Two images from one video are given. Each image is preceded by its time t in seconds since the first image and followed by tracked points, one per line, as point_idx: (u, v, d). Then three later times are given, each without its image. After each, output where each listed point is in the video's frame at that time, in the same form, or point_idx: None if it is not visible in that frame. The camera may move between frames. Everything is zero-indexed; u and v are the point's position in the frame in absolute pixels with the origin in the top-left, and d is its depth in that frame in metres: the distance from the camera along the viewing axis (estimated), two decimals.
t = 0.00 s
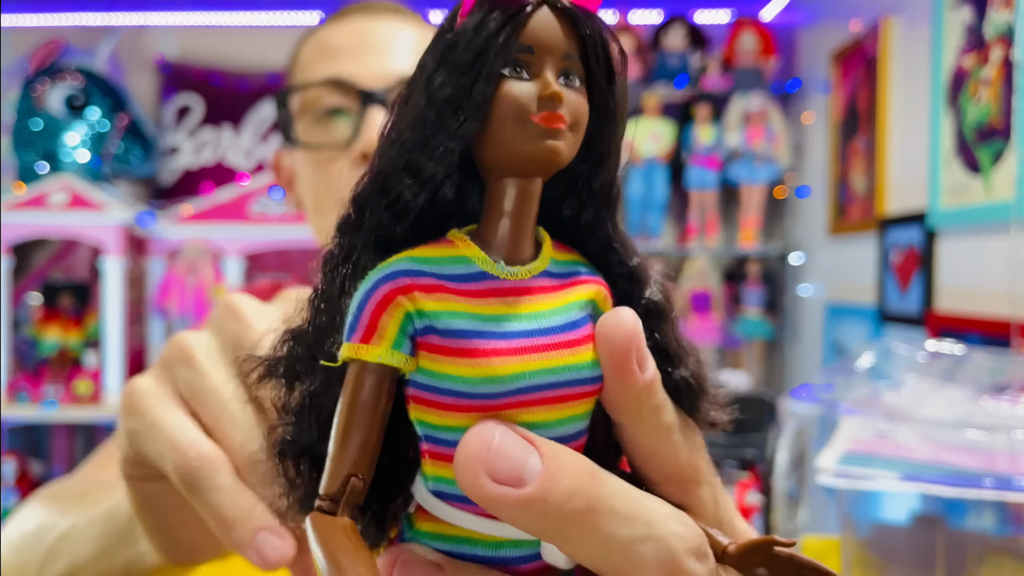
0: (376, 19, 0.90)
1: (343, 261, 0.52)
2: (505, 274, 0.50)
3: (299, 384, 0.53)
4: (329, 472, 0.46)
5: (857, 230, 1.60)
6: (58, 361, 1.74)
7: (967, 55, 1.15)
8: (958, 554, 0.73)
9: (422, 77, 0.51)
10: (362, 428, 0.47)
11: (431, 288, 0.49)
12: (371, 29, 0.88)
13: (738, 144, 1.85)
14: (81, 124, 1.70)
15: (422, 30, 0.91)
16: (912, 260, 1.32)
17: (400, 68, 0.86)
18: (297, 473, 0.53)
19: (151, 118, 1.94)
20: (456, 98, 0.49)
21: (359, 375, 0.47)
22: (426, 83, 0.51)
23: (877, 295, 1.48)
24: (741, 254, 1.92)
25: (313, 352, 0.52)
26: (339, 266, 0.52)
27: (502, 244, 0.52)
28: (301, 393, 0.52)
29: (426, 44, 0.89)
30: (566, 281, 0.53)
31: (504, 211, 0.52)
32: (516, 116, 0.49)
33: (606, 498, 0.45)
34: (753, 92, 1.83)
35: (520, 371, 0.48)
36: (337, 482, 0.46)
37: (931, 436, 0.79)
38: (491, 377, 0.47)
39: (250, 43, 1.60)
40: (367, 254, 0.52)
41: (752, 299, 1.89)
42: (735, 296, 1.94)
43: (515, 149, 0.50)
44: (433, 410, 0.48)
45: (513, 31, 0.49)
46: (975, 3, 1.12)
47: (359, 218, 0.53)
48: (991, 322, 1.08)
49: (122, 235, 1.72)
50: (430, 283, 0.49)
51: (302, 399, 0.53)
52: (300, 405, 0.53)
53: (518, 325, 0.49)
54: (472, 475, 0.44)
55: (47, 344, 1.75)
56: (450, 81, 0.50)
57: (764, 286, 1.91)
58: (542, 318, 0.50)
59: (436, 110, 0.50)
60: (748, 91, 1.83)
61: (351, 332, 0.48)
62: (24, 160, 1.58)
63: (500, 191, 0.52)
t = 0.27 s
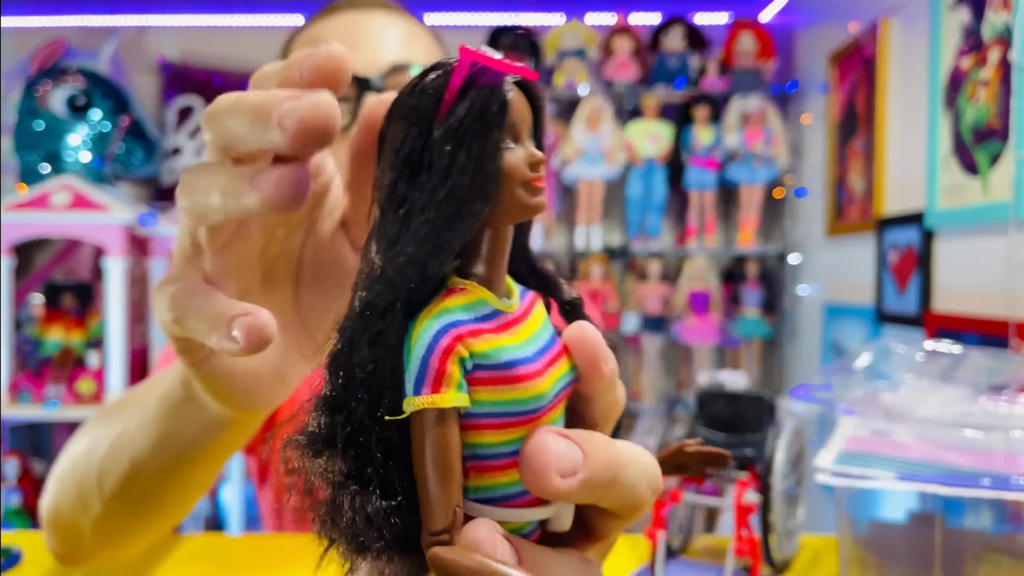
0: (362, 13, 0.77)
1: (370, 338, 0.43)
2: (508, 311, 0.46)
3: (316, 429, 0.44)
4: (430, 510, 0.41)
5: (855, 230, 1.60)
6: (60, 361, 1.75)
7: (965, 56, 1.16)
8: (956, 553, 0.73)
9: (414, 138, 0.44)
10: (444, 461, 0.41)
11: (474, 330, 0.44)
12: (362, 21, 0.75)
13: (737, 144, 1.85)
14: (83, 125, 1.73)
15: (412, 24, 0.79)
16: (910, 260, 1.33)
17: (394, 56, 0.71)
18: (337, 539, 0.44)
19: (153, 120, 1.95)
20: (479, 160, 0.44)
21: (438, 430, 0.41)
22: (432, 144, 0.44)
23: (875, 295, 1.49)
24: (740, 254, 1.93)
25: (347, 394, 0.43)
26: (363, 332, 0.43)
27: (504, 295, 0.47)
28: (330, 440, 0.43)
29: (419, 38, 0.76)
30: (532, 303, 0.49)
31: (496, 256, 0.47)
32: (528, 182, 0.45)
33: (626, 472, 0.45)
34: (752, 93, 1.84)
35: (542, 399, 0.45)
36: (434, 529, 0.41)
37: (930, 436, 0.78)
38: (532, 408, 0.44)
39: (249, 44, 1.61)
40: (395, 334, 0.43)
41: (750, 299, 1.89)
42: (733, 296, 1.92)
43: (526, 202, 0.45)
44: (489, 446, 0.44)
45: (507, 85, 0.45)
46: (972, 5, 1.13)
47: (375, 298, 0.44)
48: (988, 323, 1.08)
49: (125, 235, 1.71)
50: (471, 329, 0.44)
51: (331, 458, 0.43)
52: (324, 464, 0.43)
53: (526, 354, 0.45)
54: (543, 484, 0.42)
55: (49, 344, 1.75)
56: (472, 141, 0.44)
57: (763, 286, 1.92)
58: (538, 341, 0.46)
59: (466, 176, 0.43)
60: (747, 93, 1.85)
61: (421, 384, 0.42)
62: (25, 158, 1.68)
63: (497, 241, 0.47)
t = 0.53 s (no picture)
0: (369, 22, 0.68)
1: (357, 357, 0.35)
2: (485, 317, 0.37)
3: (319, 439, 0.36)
4: (465, 504, 0.34)
5: (850, 230, 1.61)
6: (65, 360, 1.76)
7: (961, 59, 1.17)
8: (951, 551, 0.67)
9: (366, 158, 0.36)
10: (462, 457, 0.34)
11: (462, 339, 0.35)
12: (370, 31, 0.66)
13: (735, 146, 1.86)
14: (88, 126, 1.78)
15: (418, 29, 0.71)
16: (905, 260, 1.35)
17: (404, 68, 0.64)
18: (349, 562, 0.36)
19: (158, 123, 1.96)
20: (448, 200, 0.35)
21: (454, 428, 0.34)
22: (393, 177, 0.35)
23: (871, 295, 1.50)
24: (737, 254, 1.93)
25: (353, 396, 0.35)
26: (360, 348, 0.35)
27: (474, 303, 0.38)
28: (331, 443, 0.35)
29: (426, 47, 0.68)
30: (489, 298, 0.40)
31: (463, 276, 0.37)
32: (479, 204, 0.36)
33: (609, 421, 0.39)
34: (750, 94, 1.86)
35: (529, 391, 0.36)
36: (477, 522, 0.34)
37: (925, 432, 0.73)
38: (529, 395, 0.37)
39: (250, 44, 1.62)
40: (393, 342, 0.35)
41: (747, 299, 1.90)
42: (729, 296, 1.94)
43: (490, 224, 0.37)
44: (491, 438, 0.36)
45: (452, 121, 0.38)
46: (968, 8, 1.14)
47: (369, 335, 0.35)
48: (983, 323, 1.09)
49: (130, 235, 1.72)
50: (462, 332, 0.35)
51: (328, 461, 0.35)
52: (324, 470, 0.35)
53: (508, 349, 0.37)
54: (552, 451, 0.35)
55: (54, 342, 1.76)
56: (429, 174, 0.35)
57: (760, 285, 1.93)
58: (514, 335, 0.38)
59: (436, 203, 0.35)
60: (744, 95, 1.86)
61: (431, 395, 0.34)
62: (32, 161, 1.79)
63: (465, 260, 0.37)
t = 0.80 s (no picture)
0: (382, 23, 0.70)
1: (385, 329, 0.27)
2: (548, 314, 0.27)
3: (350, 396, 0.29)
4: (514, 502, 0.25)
5: (844, 231, 1.63)
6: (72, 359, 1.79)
7: (954, 62, 1.19)
8: (945, 546, 0.68)
9: (440, 152, 0.26)
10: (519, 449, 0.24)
11: (527, 336, 0.25)
12: (382, 32, 0.67)
13: (730, 150, 1.88)
14: (94, 129, 1.82)
15: (429, 32, 0.72)
16: (899, 260, 1.37)
17: (415, 71, 0.66)
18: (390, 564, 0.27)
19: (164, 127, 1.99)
20: (520, 196, 0.24)
21: (511, 427, 0.24)
22: (455, 162, 0.25)
23: (865, 295, 1.53)
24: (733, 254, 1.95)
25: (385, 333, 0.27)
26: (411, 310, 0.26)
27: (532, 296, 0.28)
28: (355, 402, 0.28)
29: (437, 50, 0.69)
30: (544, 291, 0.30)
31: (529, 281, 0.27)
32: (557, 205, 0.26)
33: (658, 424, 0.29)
34: (746, 96, 1.88)
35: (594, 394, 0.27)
36: (521, 515, 0.25)
37: (919, 431, 0.73)
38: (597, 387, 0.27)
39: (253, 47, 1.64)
40: (437, 315, 0.25)
41: (742, 299, 1.92)
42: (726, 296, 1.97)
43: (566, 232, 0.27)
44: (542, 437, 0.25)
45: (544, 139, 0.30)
46: (962, 12, 1.16)
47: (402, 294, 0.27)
48: (977, 322, 1.11)
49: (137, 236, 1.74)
50: (521, 322, 0.25)
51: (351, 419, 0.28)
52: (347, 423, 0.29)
53: (569, 350, 0.26)
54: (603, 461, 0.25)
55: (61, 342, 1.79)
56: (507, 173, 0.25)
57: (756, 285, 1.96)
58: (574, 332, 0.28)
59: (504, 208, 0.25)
60: (741, 98, 1.88)
61: (488, 385, 0.24)
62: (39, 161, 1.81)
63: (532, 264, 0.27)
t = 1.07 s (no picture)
0: (398, 16, 0.72)
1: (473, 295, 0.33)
2: (611, 310, 0.34)
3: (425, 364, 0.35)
4: (547, 473, 0.31)
5: (845, 231, 1.63)
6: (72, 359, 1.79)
7: (955, 62, 1.19)
8: (946, 546, 0.68)
9: (530, 155, 0.33)
10: (567, 436, 0.30)
11: (591, 327, 0.32)
12: (395, 24, 0.69)
13: (731, 150, 1.88)
14: (94, 129, 1.82)
15: (443, 26, 0.74)
16: (899, 260, 1.37)
17: (426, 64, 0.68)
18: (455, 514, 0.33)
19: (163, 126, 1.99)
20: (602, 190, 0.32)
21: (558, 409, 0.30)
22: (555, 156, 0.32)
23: (864, 295, 1.53)
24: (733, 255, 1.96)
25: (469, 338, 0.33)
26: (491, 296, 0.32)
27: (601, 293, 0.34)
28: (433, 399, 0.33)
29: (450, 44, 0.71)
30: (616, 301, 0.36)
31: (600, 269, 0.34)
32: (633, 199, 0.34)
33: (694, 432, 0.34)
34: (747, 97, 1.88)
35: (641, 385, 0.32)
36: (557, 493, 0.31)
37: (919, 431, 0.73)
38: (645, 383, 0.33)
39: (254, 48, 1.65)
40: (512, 287, 0.32)
41: (743, 299, 1.92)
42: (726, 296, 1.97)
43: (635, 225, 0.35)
44: (593, 421, 0.31)
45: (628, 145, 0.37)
46: (962, 12, 1.16)
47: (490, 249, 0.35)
48: (976, 323, 1.11)
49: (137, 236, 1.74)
50: (585, 318, 0.32)
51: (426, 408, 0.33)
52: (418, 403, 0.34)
53: (627, 343, 0.33)
54: (647, 450, 0.31)
55: (61, 342, 1.79)
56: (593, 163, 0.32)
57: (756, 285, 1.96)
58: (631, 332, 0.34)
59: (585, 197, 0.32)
60: (740, 98, 1.88)
61: (548, 363, 0.30)
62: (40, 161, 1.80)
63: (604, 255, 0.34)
